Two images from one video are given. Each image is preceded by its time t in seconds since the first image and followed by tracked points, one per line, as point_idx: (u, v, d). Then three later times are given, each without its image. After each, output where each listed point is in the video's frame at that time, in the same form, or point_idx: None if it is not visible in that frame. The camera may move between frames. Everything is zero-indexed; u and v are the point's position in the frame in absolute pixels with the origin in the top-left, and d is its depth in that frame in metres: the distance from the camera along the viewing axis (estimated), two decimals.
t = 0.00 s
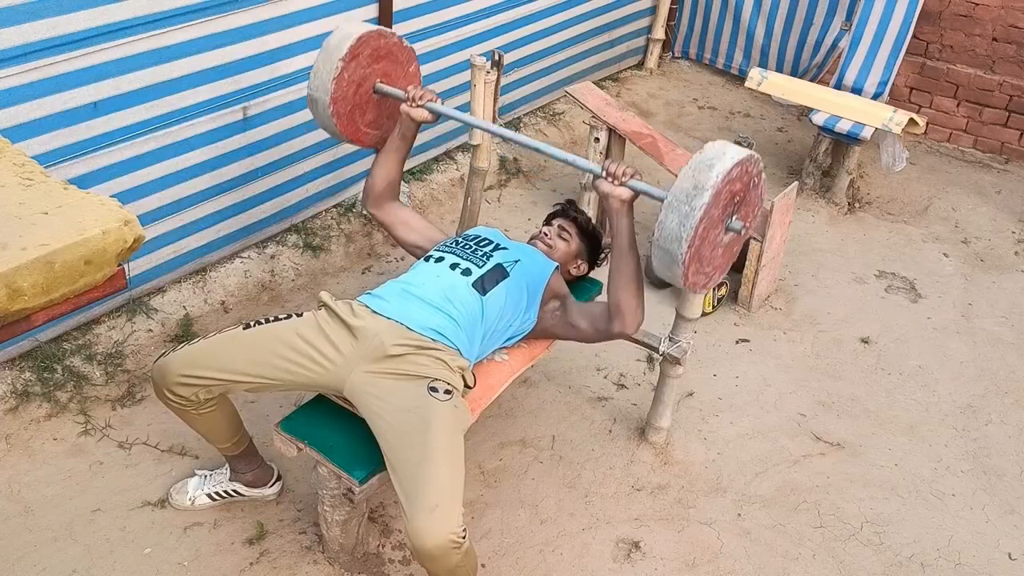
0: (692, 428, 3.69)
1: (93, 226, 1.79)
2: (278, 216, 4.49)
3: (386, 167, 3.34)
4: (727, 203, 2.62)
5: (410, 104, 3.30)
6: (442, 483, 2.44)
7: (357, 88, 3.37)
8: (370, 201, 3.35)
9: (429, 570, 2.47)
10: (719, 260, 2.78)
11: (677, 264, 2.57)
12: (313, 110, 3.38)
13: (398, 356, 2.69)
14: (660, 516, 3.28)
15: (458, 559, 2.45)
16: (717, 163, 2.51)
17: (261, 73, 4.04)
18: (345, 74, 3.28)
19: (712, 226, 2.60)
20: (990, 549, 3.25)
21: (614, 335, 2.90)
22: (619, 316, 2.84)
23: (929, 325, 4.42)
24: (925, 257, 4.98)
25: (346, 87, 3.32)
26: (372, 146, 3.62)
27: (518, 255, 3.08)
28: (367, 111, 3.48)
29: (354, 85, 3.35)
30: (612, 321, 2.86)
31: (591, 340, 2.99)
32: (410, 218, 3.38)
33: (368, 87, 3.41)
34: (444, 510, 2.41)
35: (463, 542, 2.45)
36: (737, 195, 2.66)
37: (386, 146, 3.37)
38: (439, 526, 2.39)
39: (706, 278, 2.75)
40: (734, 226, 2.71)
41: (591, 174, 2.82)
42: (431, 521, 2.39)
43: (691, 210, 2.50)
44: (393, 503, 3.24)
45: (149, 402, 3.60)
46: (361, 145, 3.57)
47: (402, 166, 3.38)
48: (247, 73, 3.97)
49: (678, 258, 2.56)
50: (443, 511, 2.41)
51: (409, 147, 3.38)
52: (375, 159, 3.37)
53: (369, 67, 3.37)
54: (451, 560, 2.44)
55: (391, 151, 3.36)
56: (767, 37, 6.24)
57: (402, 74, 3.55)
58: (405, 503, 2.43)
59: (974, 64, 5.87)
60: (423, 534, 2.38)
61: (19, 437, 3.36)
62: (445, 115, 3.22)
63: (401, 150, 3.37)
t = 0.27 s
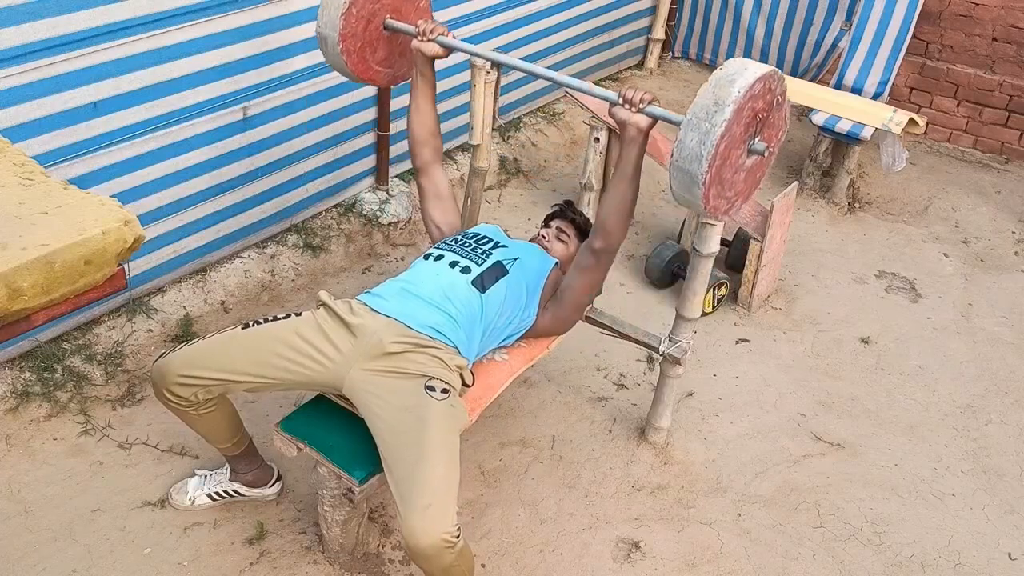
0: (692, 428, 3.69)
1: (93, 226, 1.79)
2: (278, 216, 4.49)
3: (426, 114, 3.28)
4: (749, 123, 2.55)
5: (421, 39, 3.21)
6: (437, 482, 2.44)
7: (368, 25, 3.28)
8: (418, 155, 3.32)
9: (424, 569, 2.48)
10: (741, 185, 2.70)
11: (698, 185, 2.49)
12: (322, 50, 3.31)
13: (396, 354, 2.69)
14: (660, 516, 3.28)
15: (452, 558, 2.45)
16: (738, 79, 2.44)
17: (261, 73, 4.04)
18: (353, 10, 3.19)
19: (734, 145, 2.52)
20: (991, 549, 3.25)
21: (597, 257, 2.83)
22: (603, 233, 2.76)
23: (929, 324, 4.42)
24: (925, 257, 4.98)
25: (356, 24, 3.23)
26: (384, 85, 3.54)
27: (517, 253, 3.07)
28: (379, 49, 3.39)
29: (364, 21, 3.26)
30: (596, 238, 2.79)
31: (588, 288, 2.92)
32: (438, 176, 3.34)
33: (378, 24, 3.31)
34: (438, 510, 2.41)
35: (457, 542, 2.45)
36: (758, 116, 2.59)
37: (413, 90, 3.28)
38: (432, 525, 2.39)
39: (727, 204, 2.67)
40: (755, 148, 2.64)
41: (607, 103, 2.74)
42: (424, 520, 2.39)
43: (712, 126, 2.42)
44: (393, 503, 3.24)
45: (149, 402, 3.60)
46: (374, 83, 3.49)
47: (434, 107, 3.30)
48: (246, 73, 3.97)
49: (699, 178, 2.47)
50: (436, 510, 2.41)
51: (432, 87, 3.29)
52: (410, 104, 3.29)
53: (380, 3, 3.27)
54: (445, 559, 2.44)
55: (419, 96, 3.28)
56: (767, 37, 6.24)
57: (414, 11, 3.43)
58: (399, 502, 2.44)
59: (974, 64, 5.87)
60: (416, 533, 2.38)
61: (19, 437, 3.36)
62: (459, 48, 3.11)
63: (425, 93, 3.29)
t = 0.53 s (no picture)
0: (692, 428, 3.69)
1: (93, 226, 1.79)
2: (278, 216, 4.48)
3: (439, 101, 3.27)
4: (750, 116, 2.54)
5: (424, 30, 3.19)
6: (437, 483, 2.44)
7: (372, 18, 3.28)
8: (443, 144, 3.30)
9: (424, 569, 2.47)
10: (744, 177, 2.70)
11: (700, 179, 2.50)
12: (327, 44, 3.32)
13: (397, 355, 2.69)
14: (660, 516, 3.28)
15: (452, 558, 2.45)
16: (738, 73, 2.44)
17: (261, 73, 4.04)
18: (356, 3, 3.18)
19: (735, 139, 2.52)
20: (991, 549, 3.25)
21: (590, 238, 2.86)
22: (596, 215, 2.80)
23: (929, 324, 4.42)
24: (925, 257, 4.98)
25: (361, 17, 3.23)
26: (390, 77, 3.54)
27: (517, 254, 3.07)
28: (384, 41, 3.38)
29: (368, 14, 3.25)
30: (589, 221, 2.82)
31: (583, 276, 2.93)
32: (459, 172, 3.35)
33: (383, 16, 3.30)
34: (438, 510, 2.41)
35: (457, 542, 2.45)
36: (760, 109, 2.58)
37: (423, 79, 3.27)
38: (432, 525, 2.39)
39: (730, 196, 2.67)
40: (758, 140, 2.63)
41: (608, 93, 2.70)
42: (424, 520, 2.39)
43: (712, 121, 2.42)
44: (393, 503, 3.24)
45: (149, 402, 3.60)
46: (379, 75, 3.50)
47: (444, 97, 3.29)
48: (246, 73, 3.97)
49: (700, 172, 2.48)
50: (436, 510, 2.41)
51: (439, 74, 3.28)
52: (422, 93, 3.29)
53: None
54: (445, 559, 2.44)
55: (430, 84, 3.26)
56: (767, 37, 6.24)
57: (417, 2, 3.42)
58: (399, 502, 2.44)
59: (974, 64, 5.87)
60: (416, 533, 2.38)
61: (19, 437, 3.36)
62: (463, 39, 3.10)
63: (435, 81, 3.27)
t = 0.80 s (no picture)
0: (692, 428, 3.69)
1: (93, 226, 1.79)
2: (278, 216, 4.48)
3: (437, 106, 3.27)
4: (751, 118, 2.54)
5: (423, 35, 3.19)
6: (443, 482, 2.45)
7: (372, 23, 3.27)
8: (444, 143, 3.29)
9: (432, 570, 2.47)
10: (745, 177, 2.70)
11: (701, 182, 2.50)
12: (327, 50, 3.32)
13: (397, 358, 2.69)
14: (660, 516, 3.28)
15: (461, 557, 2.45)
16: (739, 76, 2.43)
17: (261, 73, 4.04)
18: (355, 9, 3.18)
19: (736, 141, 2.52)
20: (991, 549, 3.25)
21: (592, 241, 2.86)
22: (597, 218, 2.79)
23: (929, 324, 4.42)
24: (925, 257, 4.98)
25: (360, 23, 3.22)
26: (389, 81, 3.55)
27: (516, 256, 3.08)
28: (383, 46, 3.38)
29: (368, 19, 3.25)
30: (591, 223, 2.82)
31: (584, 279, 2.94)
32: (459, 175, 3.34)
33: (382, 21, 3.30)
34: (446, 509, 2.42)
35: (465, 541, 2.45)
36: (761, 110, 2.58)
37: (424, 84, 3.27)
38: (441, 524, 2.39)
39: (732, 197, 2.67)
40: (759, 141, 2.63)
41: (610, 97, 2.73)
42: (433, 519, 2.39)
43: (713, 125, 2.42)
44: (393, 503, 3.24)
45: (149, 402, 3.60)
46: (379, 80, 3.51)
47: (443, 102, 3.28)
48: (246, 73, 3.97)
49: (701, 175, 2.49)
50: (444, 509, 2.41)
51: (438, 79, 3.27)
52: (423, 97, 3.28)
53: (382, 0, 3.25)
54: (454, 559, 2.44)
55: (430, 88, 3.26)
56: (767, 37, 6.24)
57: (416, 6, 3.41)
58: (406, 503, 2.43)
59: (974, 64, 5.87)
60: (425, 533, 2.38)
61: (19, 437, 3.36)
62: (463, 45, 3.11)
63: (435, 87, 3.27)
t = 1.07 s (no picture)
0: (692, 428, 3.69)
1: (93, 226, 1.79)
2: (278, 216, 4.48)
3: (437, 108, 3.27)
4: (753, 125, 2.54)
5: (422, 37, 3.21)
6: (439, 487, 2.44)
7: (369, 25, 3.27)
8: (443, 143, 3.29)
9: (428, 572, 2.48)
10: (747, 184, 2.70)
11: (704, 189, 2.51)
12: (324, 51, 3.31)
13: (395, 362, 2.69)
14: (660, 516, 3.28)
15: (456, 561, 2.45)
16: (742, 83, 2.43)
17: (261, 74, 4.04)
18: (354, 11, 3.18)
19: (739, 148, 2.52)
20: (991, 549, 3.25)
21: (592, 244, 2.86)
22: (597, 221, 2.79)
23: (929, 325, 4.42)
24: (925, 257, 4.98)
25: (357, 24, 3.22)
26: (386, 83, 3.55)
27: (515, 260, 3.07)
28: (380, 48, 3.39)
29: (365, 21, 3.25)
30: (591, 226, 2.82)
31: (583, 282, 2.96)
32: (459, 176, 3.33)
33: (379, 23, 3.30)
34: (441, 514, 2.41)
35: (461, 544, 2.45)
36: (763, 117, 2.57)
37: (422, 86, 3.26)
38: (436, 529, 2.39)
39: (733, 203, 2.67)
40: (761, 148, 2.63)
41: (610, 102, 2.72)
42: (428, 524, 2.39)
43: (715, 133, 2.42)
44: (393, 503, 3.24)
45: (149, 402, 3.60)
46: (375, 82, 3.51)
47: (440, 104, 3.28)
48: (246, 73, 3.97)
49: (704, 182, 2.49)
50: (439, 514, 2.41)
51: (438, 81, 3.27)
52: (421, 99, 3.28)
53: (380, 2, 3.25)
54: (450, 563, 2.44)
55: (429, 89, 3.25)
56: (767, 37, 6.24)
57: (413, 8, 3.42)
58: (402, 507, 2.43)
59: (974, 64, 5.87)
60: (420, 538, 2.38)
61: (19, 437, 3.36)
62: (461, 47, 3.12)
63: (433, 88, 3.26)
